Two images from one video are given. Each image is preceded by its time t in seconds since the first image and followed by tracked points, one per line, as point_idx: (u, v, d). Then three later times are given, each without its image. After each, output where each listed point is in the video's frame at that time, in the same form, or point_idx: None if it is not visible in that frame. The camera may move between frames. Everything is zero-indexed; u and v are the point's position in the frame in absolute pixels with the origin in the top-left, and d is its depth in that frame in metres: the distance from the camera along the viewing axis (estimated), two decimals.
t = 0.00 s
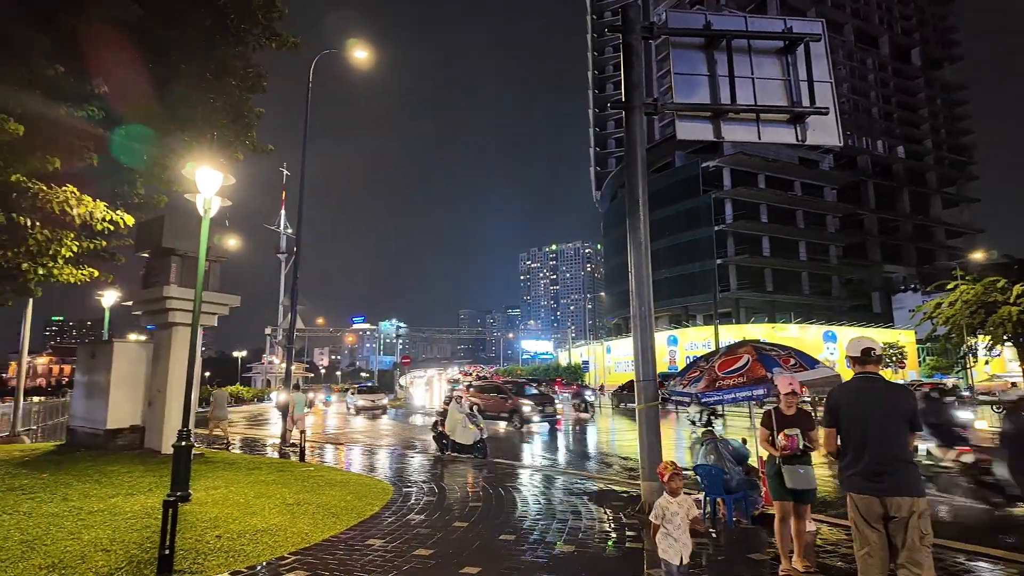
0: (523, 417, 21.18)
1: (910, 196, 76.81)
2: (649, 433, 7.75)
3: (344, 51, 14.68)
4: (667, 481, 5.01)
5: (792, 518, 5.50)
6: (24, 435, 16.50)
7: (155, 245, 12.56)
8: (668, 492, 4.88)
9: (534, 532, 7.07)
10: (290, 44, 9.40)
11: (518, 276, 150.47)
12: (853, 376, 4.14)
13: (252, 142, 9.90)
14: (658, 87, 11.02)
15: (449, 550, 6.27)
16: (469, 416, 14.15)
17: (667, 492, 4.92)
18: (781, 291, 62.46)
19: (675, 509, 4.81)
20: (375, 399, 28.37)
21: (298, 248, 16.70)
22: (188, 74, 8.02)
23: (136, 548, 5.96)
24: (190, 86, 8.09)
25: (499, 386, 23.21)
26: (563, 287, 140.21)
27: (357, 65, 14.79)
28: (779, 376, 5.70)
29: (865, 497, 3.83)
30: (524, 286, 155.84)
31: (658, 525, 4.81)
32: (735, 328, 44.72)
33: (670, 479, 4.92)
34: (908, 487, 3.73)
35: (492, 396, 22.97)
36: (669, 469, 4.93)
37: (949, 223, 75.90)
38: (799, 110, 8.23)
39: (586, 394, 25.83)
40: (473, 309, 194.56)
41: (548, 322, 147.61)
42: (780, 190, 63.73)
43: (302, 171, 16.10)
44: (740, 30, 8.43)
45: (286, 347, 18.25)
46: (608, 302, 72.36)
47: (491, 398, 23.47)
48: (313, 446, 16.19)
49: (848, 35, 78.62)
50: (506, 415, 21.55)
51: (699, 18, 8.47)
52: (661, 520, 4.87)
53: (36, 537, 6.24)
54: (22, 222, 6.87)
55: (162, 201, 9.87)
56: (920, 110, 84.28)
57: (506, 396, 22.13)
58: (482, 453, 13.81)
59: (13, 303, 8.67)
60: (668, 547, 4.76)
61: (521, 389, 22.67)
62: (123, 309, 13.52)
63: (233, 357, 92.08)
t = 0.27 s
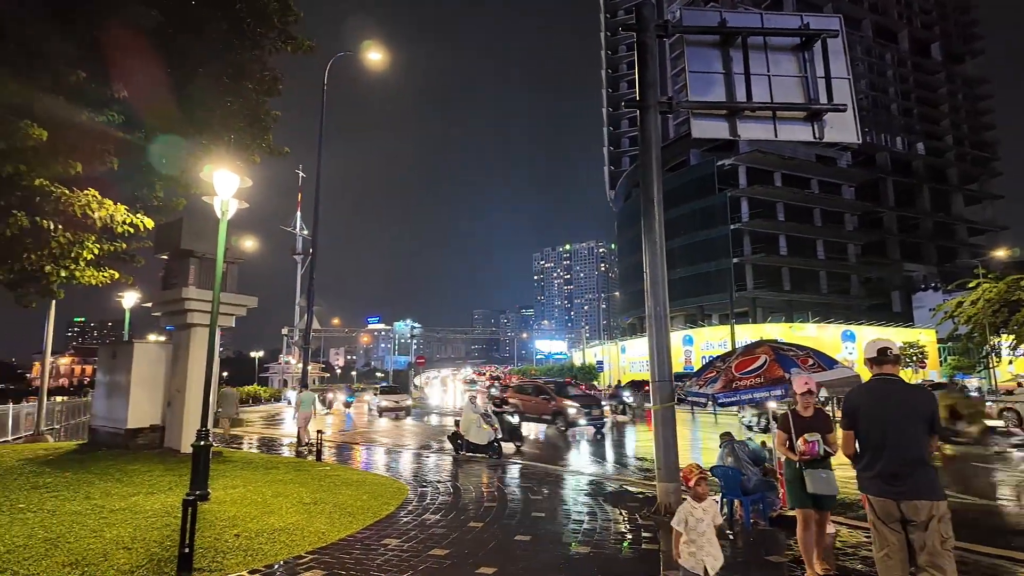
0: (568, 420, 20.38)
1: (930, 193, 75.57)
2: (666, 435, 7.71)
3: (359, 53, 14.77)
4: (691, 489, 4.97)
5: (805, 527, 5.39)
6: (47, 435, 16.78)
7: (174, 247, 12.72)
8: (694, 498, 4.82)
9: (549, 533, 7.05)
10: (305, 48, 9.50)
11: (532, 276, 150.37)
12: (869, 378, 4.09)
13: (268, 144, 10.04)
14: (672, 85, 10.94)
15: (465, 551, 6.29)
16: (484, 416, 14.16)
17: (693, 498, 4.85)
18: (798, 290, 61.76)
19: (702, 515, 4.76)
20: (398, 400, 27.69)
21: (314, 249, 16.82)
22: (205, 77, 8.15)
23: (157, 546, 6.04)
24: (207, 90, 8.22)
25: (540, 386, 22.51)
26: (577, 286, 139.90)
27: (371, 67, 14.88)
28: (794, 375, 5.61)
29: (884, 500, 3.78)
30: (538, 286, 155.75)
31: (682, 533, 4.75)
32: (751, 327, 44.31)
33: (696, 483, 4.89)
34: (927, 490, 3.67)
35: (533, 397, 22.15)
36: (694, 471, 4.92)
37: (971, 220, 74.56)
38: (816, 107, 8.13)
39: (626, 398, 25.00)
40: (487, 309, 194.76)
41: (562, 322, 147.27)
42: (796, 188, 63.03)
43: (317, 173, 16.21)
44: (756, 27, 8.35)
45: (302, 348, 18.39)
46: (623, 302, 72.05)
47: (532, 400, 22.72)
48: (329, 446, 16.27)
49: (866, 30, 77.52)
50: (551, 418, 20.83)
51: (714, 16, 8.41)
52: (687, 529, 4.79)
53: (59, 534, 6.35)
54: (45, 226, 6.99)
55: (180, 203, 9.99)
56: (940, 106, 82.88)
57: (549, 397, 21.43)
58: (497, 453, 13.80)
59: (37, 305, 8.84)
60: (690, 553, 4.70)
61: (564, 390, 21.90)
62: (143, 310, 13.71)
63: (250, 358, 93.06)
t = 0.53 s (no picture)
0: (614, 424, 19.65)
1: (946, 191, 74.59)
2: (678, 436, 7.66)
3: (370, 55, 14.84)
4: (718, 496, 4.56)
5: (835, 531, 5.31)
6: (65, 434, 17.00)
7: (188, 249, 12.85)
8: (721, 506, 4.47)
9: (561, 534, 7.02)
10: (317, 50, 9.56)
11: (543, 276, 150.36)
12: (881, 379, 4.04)
13: (281, 146, 10.14)
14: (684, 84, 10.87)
15: (477, 551, 6.30)
16: (495, 417, 14.16)
17: (719, 506, 4.51)
18: (812, 289, 61.16)
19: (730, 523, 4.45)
20: (420, 402, 27.34)
21: (326, 250, 16.91)
22: (219, 81, 8.25)
23: (172, 545, 6.11)
24: (220, 93, 8.31)
25: (582, 387, 21.81)
26: (588, 286, 139.66)
27: (382, 68, 14.94)
28: (806, 376, 5.61)
29: (899, 502, 3.73)
30: (549, 286, 155.72)
31: (709, 544, 4.40)
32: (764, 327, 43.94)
33: (727, 489, 4.48)
34: (942, 492, 3.62)
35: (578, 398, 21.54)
36: (727, 478, 4.48)
37: (988, 218, 73.51)
38: (830, 105, 8.04)
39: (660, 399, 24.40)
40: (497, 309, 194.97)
41: (573, 322, 147.04)
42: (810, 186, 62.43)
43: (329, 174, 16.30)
44: (768, 25, 8.27)
45: (315, 348, 18.49)
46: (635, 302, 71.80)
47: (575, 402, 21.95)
48: (341, 446, 16.36)
49: (881, 26, 76.61)
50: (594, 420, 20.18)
51: (726, 13, 8.34)
52: (713, 537, 4.49)
53: (76, 533, 6.43)
54: (63, 229, 7.08)
55: (195, 205, 10.08)
56: (957, 102, 81.75)
57: (593, 399, 20.73)
58: (509, 453, 13.79)
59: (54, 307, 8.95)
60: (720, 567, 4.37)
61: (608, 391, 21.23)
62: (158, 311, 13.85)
63: (263, 358, 93.85)
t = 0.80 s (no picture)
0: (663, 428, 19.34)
1: (959, 189, 73.87)
2: (688, 437, 7.64)
3: (378, 57, 14.89)
4: (745, 508, 4.57)
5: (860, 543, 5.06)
6: (79, 434, 17.18)
7: (199, 250, 12.96)
8: (750, 519, 4.51)
9: (570, 535, 7.02)
10: (325, 52, 9.60)
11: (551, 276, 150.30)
12: (889, 381, 4.01)
13: (290, 148, 10.22)
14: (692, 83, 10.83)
15: (486, 552, 6.30)
16: (503, 417, 14.19)
17: (746, 518, 4.57)
18: (822, 288, 60.75)
19: (759, 535, 4.48)
20: (441, 404, 27.19)
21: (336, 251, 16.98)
22: (229, 83, 8.31)
23: (183, 545, 6.16)
24: (230, 95, 8.39)
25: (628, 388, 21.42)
26: (596, 286, 139.42)
27: (390, 70, 14.99)
28: (824, 377, 5.40)
29: (909, 504, 3.70)
30: (557, 286, 155.66)
31: (738, 560, 4.42)
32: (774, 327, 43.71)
33: (755, 502, 4.53)
34: (953, 494, 3.58)
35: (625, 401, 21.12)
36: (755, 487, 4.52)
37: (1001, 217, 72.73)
38: (839, 104, 7.98)
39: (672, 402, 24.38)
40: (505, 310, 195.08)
41: (581, 322, 146.95)
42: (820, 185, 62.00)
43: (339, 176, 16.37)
44: (777, 24, 8.23)
45: (324, 349, 18.58)
46: (643, 302, 71.58)
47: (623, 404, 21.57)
48: (350, 446, 16.43)
49: (891, 23, 75.98)
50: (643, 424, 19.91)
51: (734, 13, 8.30)
52: (741, 552, 4.52)
53: (88, 533, 6.49)
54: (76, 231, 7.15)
55: (205, 207, 10.15)
56: (969, 99, 80.92)
57: (643, 401, 20.31)
58: (516, 454, 13.80)
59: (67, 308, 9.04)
60: None
61: (655, 393, 20.93)
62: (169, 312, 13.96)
63: (273, 358, 94.41)
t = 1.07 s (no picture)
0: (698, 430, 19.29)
1: (967, 188, 73.41)
2: (693, 438, 7.62)
3: (384, 58, 14.93)
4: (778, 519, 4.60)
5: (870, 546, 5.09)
6: (86, 435, 17.26)
7: (206, 253, 13.03)
8: (783, 533, 4.53)
9: (575, 536, 7.01)
10: (331, 54, 9.62)
11: (556, 277, 150.43)
12: (894, 382, 3.99)
13: (296, 150, 10.28)
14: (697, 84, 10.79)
15: (491, 553, 6.30)
16: (508, 417, 14.17)
17: (780, 530, 4.59)
18: (829, 289, 60.47)
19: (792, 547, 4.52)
20: (459, 406, 27.05)
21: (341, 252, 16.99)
22: (235, 85, 8.38)
23: (191, 545, 6.21)
24: (237, 97, 8.45)
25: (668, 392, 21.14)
26: (602, 287, 139.22)
27: (396, 72, 15.02)
28: (841, 378, 5.42)
29: (914, 505, 3.69)
30: (562, 287, 155.64)
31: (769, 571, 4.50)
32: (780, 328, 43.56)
33: (790, 517, 4.51)
34: (958, 497, 3.57)
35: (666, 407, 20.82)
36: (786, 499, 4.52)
37: (1010, 216, 72.21)
38: (845, 104, 7.95)
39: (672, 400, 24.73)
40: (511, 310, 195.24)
41: (587, 322, 146.85)
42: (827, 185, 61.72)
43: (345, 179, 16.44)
44: (783, 24, 8.20)
45: (330, 350, 18.62)
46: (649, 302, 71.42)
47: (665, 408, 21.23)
48: (356, 447, 16.49)
49: (899, 22, 75.54)
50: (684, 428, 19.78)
51: (740, 12, 8.25)
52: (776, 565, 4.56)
53: (97, 533, 6.54)
54: (84, 232, 7.20)
55: (212, 209, 10.22)
56: (977, 98, 80.39)
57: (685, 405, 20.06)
58: (521, 454, 13.79)
59: (76, 309, 9.11)
60: None
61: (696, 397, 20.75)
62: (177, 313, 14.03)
63: (279, 359, 94.82)
